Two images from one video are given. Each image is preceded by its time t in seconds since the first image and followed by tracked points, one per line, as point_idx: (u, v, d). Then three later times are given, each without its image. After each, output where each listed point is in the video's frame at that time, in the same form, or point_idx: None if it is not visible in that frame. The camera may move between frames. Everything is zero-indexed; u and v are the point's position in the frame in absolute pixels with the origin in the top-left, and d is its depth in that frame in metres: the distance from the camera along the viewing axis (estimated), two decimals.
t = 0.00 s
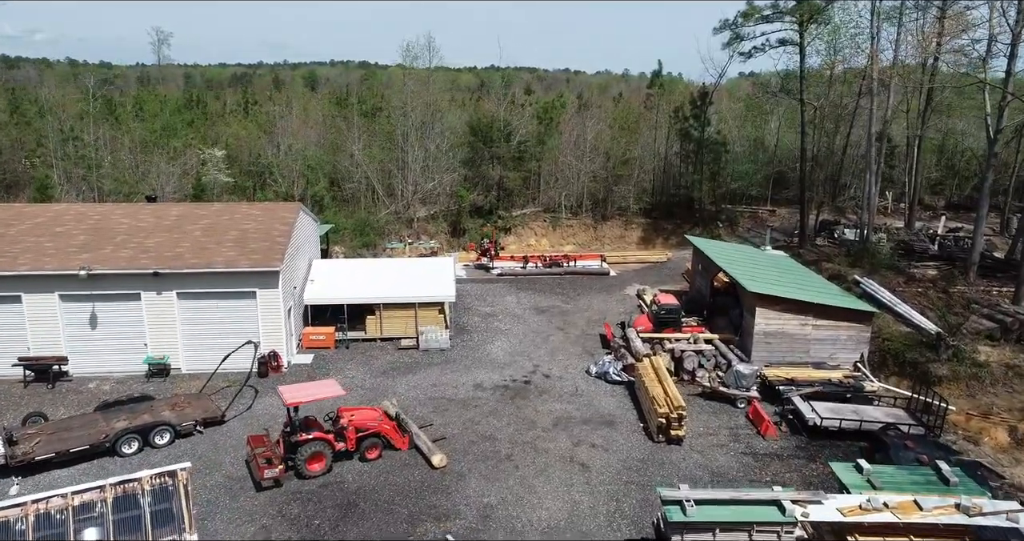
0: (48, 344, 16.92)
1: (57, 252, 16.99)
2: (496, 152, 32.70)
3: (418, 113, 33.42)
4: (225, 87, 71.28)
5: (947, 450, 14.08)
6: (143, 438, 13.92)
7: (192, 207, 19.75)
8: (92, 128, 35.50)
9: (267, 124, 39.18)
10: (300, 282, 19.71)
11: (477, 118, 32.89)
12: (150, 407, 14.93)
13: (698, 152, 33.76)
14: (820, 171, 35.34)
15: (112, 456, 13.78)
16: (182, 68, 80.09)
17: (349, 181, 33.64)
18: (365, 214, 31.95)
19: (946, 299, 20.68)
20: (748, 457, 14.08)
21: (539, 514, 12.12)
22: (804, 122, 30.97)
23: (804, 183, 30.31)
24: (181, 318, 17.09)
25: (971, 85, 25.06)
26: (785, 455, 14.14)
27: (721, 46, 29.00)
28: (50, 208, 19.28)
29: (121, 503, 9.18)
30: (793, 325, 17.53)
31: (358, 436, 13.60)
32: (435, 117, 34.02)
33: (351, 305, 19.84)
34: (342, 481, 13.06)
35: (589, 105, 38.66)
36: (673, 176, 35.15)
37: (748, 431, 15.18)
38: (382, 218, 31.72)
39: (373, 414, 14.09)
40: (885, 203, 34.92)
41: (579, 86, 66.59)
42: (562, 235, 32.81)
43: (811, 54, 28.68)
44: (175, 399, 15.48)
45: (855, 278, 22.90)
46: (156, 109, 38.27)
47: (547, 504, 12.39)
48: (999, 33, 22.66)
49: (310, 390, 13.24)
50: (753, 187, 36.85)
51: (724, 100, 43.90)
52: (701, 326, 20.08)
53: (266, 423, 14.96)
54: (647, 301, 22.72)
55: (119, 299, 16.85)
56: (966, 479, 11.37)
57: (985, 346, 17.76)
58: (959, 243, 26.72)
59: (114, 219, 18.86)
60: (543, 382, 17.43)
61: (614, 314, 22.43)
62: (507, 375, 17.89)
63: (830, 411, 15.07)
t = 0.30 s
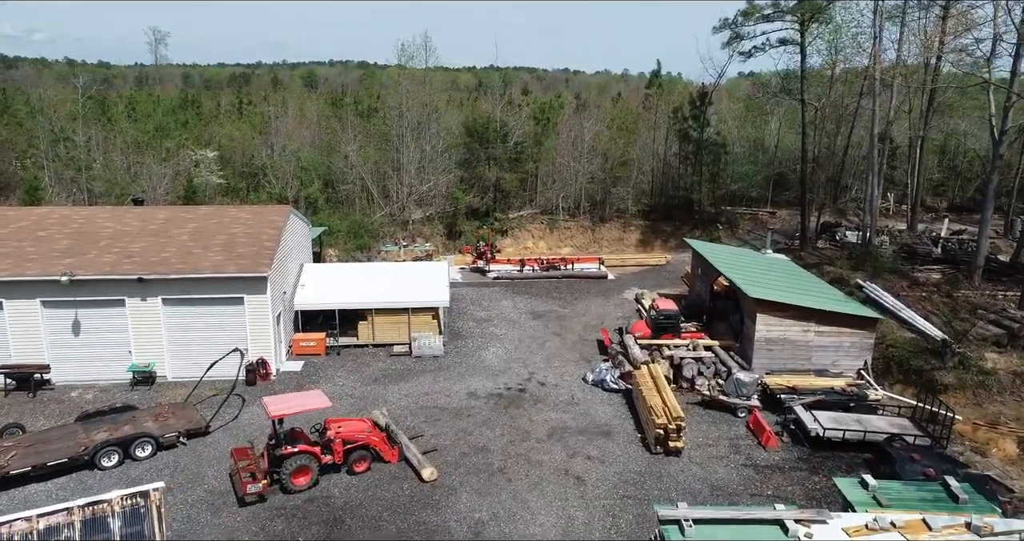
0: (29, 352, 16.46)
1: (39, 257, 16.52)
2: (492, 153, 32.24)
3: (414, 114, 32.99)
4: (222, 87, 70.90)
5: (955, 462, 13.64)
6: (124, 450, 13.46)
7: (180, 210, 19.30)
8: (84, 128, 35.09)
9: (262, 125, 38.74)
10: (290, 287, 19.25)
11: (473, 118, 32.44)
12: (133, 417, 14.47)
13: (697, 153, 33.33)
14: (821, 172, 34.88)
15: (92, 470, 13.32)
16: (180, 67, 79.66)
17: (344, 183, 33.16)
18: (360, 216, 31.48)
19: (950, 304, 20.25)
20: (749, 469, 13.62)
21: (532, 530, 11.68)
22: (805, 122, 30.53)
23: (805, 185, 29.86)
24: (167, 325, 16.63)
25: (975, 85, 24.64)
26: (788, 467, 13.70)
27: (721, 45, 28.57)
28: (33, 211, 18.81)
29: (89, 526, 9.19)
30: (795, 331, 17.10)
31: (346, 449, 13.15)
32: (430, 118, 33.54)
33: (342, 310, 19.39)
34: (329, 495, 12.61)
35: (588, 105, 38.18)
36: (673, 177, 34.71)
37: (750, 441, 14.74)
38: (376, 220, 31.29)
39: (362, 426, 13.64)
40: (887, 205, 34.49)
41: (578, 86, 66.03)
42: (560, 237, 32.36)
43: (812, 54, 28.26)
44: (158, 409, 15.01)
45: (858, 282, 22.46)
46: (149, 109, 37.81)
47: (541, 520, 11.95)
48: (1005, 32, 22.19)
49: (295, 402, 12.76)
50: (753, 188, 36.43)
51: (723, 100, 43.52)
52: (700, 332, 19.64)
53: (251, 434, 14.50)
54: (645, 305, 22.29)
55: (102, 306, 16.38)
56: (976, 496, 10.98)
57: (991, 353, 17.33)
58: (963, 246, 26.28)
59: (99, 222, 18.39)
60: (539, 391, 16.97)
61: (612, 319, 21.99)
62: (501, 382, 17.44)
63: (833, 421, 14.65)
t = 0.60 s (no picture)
0: (9, 361, 15.98)
1: (19, 262, 16.03)
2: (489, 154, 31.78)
3: (410, 114, 32.48)
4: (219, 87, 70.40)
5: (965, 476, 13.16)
6: (103, 465, 12.96)
7: (166, 214, 18.81)
8: (75, 128, 34.58)
9: (257, 125, 38.25)
10: (280, 292, 18.76)
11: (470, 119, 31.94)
12: (113, 429, 13.98)
13: (697, 154, 32.83)
14: (823, 173, 34.38)
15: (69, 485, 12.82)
16: (178, 66, 79.07)
17: (338, 184, 32.66)
18: (354, 219, 30.98)
19: (957, 309, 19.77)
20: (751, 484, 13.14)
21: None
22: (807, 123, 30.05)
23: (806, 186, 29.37)
24: (151, 332, 16.14)
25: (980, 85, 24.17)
26: (791, 482, 13.22)
27: (721, 45, 28.13)
28: (15, 215, 18.32)
29: None
30: (798, 339, 16.62)
31: (333, 464, 12.65)
32: (427, 118, 33.03)
33: (333, 316, 18.89)
34: (314, 512, 12.12)
35: (587, 105, 37.65)
36: (672, 179, 34.22)
37: (752, 454, 14.25)
38: (371, 223, 30.80)
39: (349, 439, 13.15)
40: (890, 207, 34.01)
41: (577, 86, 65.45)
42: (558, 239, 31.90)
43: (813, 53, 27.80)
44: (140, 420, 14.51)
45: (861, 287, 21.97)
46: (142, 110, 37.31)
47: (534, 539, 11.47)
48: (1011, 31, 21.72)
49: (281, 415, 12.27)
50: (753, 190, 35.96)
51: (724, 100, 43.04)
52: (700, 338, 19.15)
53: (236, 447, 14.01)
54: (644, 311, 21.80)
55: (84, 313, 15.89)
56: (991, 517, 10.48)
57: (1000, 362, 16.85)
58: (968, 249, 25.80)
59: (83, 226, 17.91)
60: (534, 400, 16.49)
61: (610, 325, 21.50)
62: (496, 391, 16.96)
63: (838, 433, 14.19)
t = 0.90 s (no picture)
0: None
1: None
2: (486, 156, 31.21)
3: (405, 114, 31.93)
4: (216, 87, 69.82)
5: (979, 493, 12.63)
6: (79, 482, 12.39)
7: (152, 219, 18.27)
8: (65, 129, 34.01)
9: (251, 126, 37.73)
10: (268, 299, 18.19)
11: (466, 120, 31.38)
12: (91, 443, 13.44)
13: (698, 156, 32.29)
14: (826, 175, 33.85)
15: (43, 503, 12.25)
16: (176, 66, 78.46)
17: (332, 186, 32.11)
18: (348, 221, 30.41)
19: (965, 316, 19.26)
20: (755, 501, 12.60)
21: None
22: (809, 124, 29.54)
23: (809, 188, 28.85)
24: (133, 342, 15.59)
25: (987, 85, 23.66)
26: (797, 499, 12.69)
27: (723, 44, 27.62)
28: None
29: None
30: (803, 348, 16.09)
31: (318, 481, 12.11)
32: (423, 119, 32.46)
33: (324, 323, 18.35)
34: (299, 533, 11.58)
35: (586, 105, 37.06)
36: (672, 180, 33.69)
37: (756, 469, 13.71)
38: (366, 225, 30.28)
39: (336, 455, 12.59)
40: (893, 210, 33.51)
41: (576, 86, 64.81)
42: (556, 242, 31.40)
43: (816, 53, 27.31)
44: (120, 434, 13.95)
45: (866, 292, 21.45)
46: (134, 110, 36.74)
47: None
48: (1020, 30, 21.21)
49: (264, 432, 11.70)
50: (754, 192, 35.42)
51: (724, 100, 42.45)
52: (701, 346, 18.59)
53: (220, 462, 13.47)
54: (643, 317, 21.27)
55: (64, 322, 15.34)
56: None
57: (1011, 371, 16.34)
58: (974, 253, 25.29)
59: (65, 231, 17.37)
60: (530, 411, 15.95)
61: (608, 331, 20.96)
62: (491, 402, 16.42)
63: (844, 447, 13.66)
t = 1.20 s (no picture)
0: None
1: None
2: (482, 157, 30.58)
3: (400, 114, 31.35)
4: (213, 87, 69.28)
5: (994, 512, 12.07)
6: (51, 502, 11.77)
7: (135, 224, 17.68)
8: (55, 129, 33.36)
9: (245, 127, 37.15)
10: (255, 306, 17.58)
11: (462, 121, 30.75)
12: (66, 460, 12.84)
13: (699, 157, 31.70)
14: (829, 177, 33.28)
15: (13, 524, 11.63)
16: (175, 65, 77.89)
17: (326, 188, 31.53)
18: (341, 225, 29.81)
19: (974, 323, 18.71)
20: (760, 521, 12.02)
21: None
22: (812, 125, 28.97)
23: (812, 191, 28.27)
24: (112, 352, 15.00)
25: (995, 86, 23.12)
26: (804, 518, 12.12)
27: (724, 44, 27.06)
28: None
29: None
30: (808, 358, 15.52)
31: (301, 501, 11.54)
32: (418, 120, 31.80)
33: (313, 331, 17.79)
34: None
35: (585, 106, 36.45)
36: (672, 182, 33.12)
37: (760, 486, 13.14)
38: (359, 229, 29.71)
39: (321, 473, 12.02)
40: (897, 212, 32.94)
41: (575, 86, 64.17)
42: (554, 246, 30.87)
43: (819, 53, 26.75)
44: (97, 449, 13.34)
45: (872, 298, 20.88)
46: (125, 110, 36.11)
47: None
48: None
49: (240, 450, 11.17)
50: (756, 193, 34.86)
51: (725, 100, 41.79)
52: (702, 355, 18.01)
53: (200, 480, 12.89)
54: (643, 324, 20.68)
55: (41, 332, 14.75)
56: None
57: None
58: (982, 257, 24.74)
59: (44, 237, 16.78)
60: (525, 423, 15.37)
61: (607, 339, 20.38)
62: (485, 413, 15.84)
63: (852, 463, 13.10)
